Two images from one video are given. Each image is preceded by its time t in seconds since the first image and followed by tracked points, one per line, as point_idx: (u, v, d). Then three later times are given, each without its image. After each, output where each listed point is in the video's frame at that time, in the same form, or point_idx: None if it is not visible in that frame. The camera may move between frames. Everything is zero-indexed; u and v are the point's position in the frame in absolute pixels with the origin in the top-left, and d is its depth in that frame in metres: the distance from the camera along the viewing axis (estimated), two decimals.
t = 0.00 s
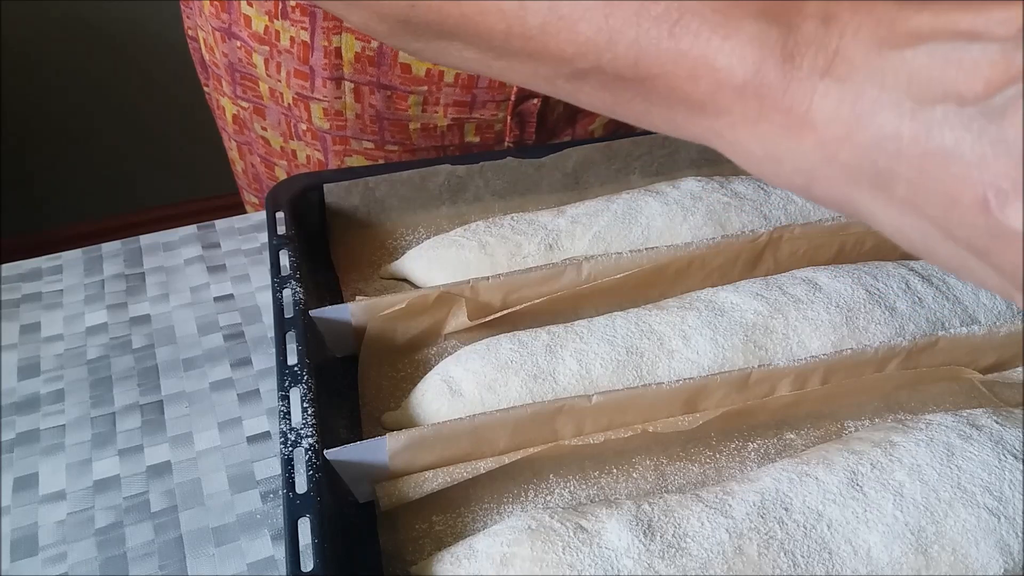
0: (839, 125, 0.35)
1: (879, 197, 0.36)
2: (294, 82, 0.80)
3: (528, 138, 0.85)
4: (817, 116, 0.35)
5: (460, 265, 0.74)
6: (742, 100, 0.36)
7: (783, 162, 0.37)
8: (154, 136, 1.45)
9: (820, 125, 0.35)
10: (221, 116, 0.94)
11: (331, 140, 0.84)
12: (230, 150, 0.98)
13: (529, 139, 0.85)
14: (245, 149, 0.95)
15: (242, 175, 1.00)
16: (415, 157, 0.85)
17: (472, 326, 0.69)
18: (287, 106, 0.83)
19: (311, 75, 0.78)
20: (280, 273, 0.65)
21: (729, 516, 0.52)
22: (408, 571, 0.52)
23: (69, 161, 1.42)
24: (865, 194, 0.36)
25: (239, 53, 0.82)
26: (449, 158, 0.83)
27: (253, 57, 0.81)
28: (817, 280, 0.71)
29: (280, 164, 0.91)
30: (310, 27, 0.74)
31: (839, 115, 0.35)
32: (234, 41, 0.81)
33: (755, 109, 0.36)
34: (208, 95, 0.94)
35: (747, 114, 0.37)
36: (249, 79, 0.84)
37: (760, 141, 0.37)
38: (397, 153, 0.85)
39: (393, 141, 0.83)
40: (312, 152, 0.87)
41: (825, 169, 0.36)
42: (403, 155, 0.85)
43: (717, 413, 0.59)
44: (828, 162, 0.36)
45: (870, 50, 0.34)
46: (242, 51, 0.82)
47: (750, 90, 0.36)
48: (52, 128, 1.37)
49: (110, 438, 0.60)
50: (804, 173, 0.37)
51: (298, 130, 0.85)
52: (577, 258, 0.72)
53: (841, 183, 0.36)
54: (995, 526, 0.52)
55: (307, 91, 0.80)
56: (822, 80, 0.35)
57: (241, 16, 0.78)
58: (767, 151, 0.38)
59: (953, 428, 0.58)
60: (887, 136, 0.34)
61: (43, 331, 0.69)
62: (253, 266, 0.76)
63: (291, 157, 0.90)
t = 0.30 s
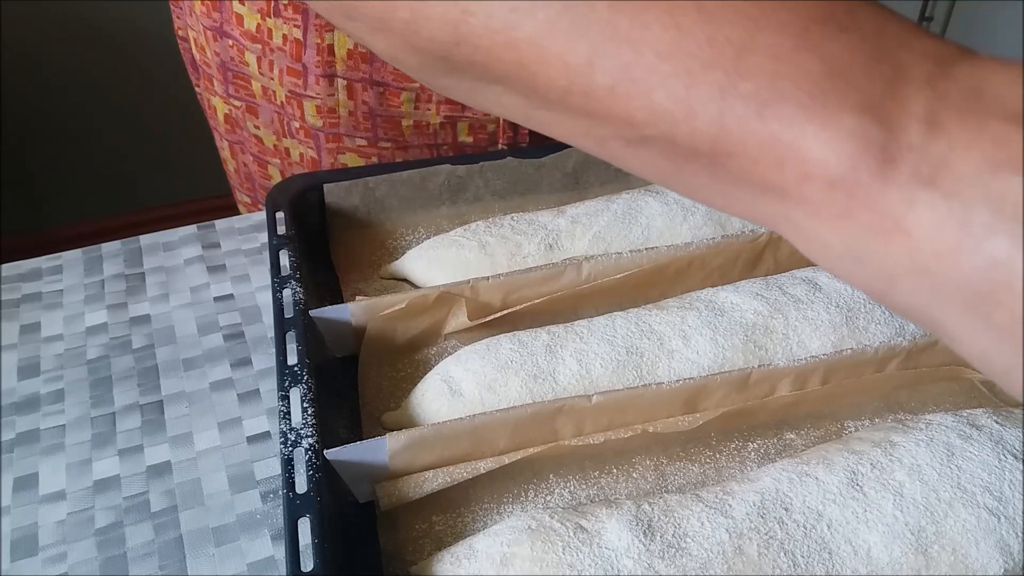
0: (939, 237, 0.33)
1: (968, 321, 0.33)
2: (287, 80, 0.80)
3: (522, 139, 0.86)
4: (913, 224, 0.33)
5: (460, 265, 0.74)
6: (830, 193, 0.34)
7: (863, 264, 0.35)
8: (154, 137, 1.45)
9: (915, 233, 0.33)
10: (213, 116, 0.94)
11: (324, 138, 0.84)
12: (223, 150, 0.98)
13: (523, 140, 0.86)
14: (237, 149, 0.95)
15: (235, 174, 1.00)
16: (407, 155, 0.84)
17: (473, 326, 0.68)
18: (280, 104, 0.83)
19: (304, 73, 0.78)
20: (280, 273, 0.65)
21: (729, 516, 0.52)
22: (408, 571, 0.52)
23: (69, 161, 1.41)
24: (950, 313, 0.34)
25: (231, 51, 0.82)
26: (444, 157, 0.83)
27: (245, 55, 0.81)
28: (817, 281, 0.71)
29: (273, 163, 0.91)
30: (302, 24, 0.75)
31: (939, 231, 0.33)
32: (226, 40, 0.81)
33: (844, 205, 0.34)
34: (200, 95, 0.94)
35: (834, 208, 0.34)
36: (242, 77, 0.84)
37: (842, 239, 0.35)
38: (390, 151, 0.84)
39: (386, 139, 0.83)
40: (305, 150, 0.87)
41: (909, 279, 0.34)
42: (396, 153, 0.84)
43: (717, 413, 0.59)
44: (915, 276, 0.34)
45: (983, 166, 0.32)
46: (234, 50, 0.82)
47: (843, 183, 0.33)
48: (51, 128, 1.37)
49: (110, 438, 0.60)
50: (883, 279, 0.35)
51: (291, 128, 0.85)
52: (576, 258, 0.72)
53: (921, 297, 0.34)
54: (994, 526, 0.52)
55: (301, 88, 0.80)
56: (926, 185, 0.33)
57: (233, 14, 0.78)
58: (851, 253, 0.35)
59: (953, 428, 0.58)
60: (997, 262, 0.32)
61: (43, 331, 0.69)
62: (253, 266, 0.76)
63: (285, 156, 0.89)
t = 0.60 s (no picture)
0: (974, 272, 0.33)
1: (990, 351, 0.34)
2: (289, 78, 0.80)
3: (523, 138, 0.86)
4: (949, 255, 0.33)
5: (460, 265, 0.74)
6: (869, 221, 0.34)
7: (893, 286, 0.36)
8: (154, 136, 1.46)
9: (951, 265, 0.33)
10: (212, 117, 0.93)
11: (327, 136, 0.84)
12: (223, 151, 0.97)
13: (523, 139, 0.87)
14: (237, 149, 0.95)
15: (235, 175, 0.99)
16: (410, 152, 0.85)
17: (472, 326, 0.68)
18: (281, 103, 0.83)
19: (307, 71, 0.79)
20: (280, 273, 0.65)
21: (729, 516, 0.52)
22: (408, 571, 0.52)
23: (68, 160, 1.41)
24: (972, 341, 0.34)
25: (232, 51, 0.82)
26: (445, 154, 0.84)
27: (246, 54, 0.81)
28: (817, 281, 0.71)
29: (275, 163, 0.91)
30: (305, 22, 0.76)
31: (975, 265, 0.33)
32: (227, 40, 0.81)
33: (882, 231, 0.34)
34: (198, 97, 0.94)
35: (870, 234, 0.35)
36: (242, 77, 0.84)
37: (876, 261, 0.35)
38: (392, 149, 0.85)
39: (388, 135, 0.83)
40: (307, 148, 0.87)
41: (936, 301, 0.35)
42: (398, 150, 0.85)
43: (717, 414, 0.59)
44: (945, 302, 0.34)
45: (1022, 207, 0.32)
46: (235, 49, 0.82)
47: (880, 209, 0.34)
48: (51, 128, 1.36)
49: (110, 438, 0.60)
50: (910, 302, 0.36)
51: (293, 127, 0.85)
52: (576, 258, 0.72)
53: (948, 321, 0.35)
54: (994, 526, 0.52)
55: (303, 86, 0.80)
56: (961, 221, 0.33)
57: (234, 14, 0.78)
58: (886, 275, 0.35)
59: (953, 429, 0.58)
60: None
61: (43, 331, 0.69)
62: (253, 265, 0.76)
63: (286, 155, 0.89)
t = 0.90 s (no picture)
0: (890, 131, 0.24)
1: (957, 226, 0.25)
2: (290, 70, 0.80)
3: (523, 136, 0.87)
4: (910, 72, 0.35)
5: (460, 265, 0.74)
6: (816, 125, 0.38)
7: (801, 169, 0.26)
8: (154, 136, 1.46)
9: (912, 80, 0.35)
10: (215, 109, 0.94)
11: (328, 128, 0.84)
12: (224, 143, 0.97)
13: (523, 137, 0.87)
14: (240, 141, 0.95)
15: (236, 168, 0.99)
16: (411, 144, 0.86)
17: (472, 326, 0.69)
18: (283, 95, 0.83)
19: (308, 63, 0.78)
20: (280, 273, 0.65)
21: (729, 516, 0.52)
22: (408, 571, 0.52)
23: (69, 161, 1.42)
24: (953, 158, 0.34)
25: (236, 42, 0.82)
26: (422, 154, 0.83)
27: (249, 46, 0.81)
28: (817, 281, 0.71)
29: (276, 153, 0.91)
30: (307, 13, 0.75)
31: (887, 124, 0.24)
32: (231, 32, 0.82)
33: (841, 61, 0.36)
34: (200, 89, 0.94)
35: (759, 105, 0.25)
36: (246, 69, 0.84)
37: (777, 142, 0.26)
38: (392, 141, 0.85)
39: (388, 128, 0.84)
40: (309, 140, 0.86)
41: (904, 128, 0.35)
42: (398, 142, 0.85)
43: (716, 414, 0.59)
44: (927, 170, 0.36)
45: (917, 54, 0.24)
46: (239, 41, 0.82)
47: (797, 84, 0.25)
48: (51, 128, 1.36)
49: (110, 438, 0.60)
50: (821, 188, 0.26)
51: (294, 118, 0.85)
52: (577, 259, 0.72)
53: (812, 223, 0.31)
54: (994, 526, 0.52)
55: (304, 78, 0.80)
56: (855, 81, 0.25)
57: (237, 6, 0.78)
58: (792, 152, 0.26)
59: (953, 429, 0.58)
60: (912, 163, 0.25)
61: (43, 331, 0.69)
62: (253, 265, 0.76)
63: (288, 147, 0.89)
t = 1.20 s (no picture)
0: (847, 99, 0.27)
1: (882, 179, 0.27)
2: (290, 58, 0.81)
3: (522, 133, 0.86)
4: (807, 107, 0.28)
5: (460, 265, 0.74)
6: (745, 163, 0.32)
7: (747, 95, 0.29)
8: (154, 136, 1.45)
9: (811, 118, 0.28)
10: (218, 97, 0.94)
11: (327, 116, 0.84)
12: (226, 131, 0.97)
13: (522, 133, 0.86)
14: (243, 129, 0.95)
15: (238, 155, 0.99)
16: (409, 134, 0.86)
17: (472, 326, 0.69)
18: (284, 82, 0.84)
19: (308, 51, 0.79)
20: (280, 273, 0.65)
21: (729, 515, 0.52)
22: (408, 571, 0.52)
23: (69, 160, 1.42)
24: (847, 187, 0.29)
25: (238, 30, 0.82)
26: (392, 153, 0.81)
27: (251, 34, 0.81)
28: (817, 280, 0.71)
29: (279, 141, 0.91)
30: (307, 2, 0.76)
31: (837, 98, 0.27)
32: (233, 19, 0.82)
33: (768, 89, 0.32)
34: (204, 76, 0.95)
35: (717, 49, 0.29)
36: (248, 56, 0.84)
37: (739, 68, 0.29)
38: (391, 130, 0.86)
39: (386, 117, 0.84)
40: (309, 128, 0.87)
41: (818, 166, 0.29)
42: (396, 132, 0.86)
43: (715, 414, 0.59)
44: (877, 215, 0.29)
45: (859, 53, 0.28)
46: (241, 29, 0.82)
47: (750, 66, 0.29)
48: (51, 128, 1.36)
49: (110, 438, 0.60)
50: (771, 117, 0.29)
51: (295, 106, 0.85)
52: (576, 258, 0.72)
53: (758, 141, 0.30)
54: (994, 526, 0.52)
55: (304, 66, 0.80)
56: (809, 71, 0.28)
57: None
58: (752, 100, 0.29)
59: (953, 428, 0.58)
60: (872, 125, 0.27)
61: (43, 331, 0.69)
62: (253, 265, 0.76)
63: (289, 135, 0.89)
